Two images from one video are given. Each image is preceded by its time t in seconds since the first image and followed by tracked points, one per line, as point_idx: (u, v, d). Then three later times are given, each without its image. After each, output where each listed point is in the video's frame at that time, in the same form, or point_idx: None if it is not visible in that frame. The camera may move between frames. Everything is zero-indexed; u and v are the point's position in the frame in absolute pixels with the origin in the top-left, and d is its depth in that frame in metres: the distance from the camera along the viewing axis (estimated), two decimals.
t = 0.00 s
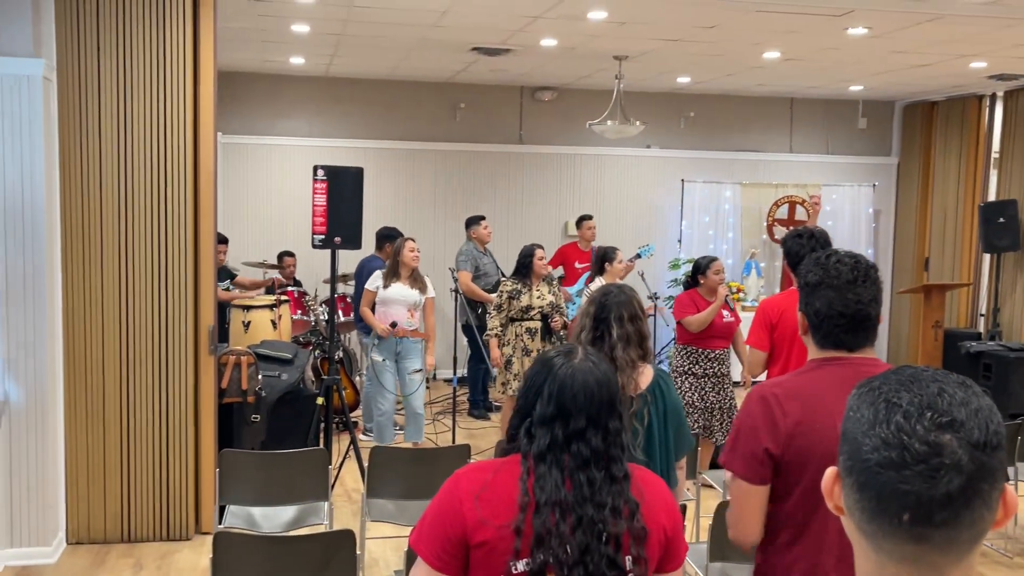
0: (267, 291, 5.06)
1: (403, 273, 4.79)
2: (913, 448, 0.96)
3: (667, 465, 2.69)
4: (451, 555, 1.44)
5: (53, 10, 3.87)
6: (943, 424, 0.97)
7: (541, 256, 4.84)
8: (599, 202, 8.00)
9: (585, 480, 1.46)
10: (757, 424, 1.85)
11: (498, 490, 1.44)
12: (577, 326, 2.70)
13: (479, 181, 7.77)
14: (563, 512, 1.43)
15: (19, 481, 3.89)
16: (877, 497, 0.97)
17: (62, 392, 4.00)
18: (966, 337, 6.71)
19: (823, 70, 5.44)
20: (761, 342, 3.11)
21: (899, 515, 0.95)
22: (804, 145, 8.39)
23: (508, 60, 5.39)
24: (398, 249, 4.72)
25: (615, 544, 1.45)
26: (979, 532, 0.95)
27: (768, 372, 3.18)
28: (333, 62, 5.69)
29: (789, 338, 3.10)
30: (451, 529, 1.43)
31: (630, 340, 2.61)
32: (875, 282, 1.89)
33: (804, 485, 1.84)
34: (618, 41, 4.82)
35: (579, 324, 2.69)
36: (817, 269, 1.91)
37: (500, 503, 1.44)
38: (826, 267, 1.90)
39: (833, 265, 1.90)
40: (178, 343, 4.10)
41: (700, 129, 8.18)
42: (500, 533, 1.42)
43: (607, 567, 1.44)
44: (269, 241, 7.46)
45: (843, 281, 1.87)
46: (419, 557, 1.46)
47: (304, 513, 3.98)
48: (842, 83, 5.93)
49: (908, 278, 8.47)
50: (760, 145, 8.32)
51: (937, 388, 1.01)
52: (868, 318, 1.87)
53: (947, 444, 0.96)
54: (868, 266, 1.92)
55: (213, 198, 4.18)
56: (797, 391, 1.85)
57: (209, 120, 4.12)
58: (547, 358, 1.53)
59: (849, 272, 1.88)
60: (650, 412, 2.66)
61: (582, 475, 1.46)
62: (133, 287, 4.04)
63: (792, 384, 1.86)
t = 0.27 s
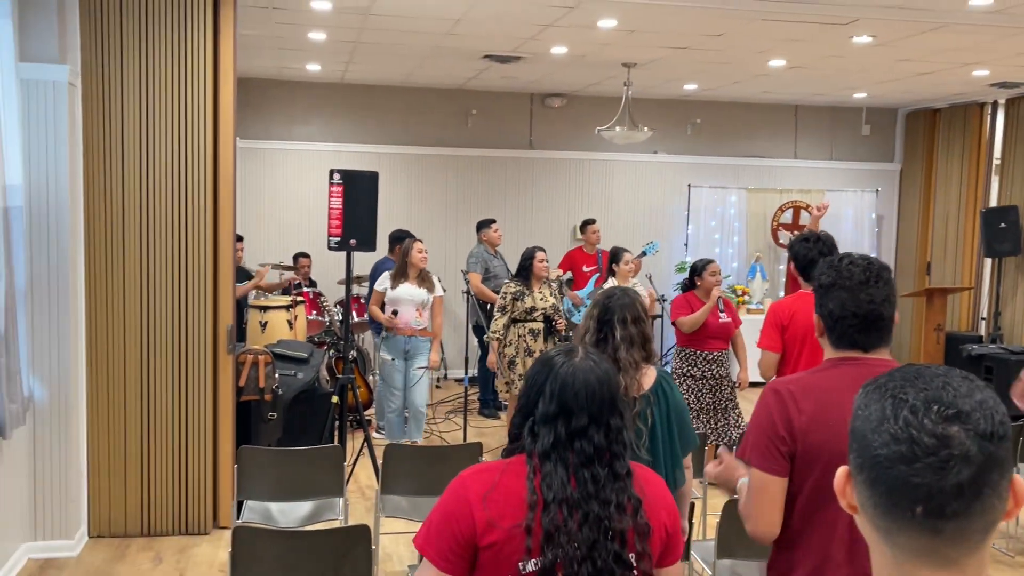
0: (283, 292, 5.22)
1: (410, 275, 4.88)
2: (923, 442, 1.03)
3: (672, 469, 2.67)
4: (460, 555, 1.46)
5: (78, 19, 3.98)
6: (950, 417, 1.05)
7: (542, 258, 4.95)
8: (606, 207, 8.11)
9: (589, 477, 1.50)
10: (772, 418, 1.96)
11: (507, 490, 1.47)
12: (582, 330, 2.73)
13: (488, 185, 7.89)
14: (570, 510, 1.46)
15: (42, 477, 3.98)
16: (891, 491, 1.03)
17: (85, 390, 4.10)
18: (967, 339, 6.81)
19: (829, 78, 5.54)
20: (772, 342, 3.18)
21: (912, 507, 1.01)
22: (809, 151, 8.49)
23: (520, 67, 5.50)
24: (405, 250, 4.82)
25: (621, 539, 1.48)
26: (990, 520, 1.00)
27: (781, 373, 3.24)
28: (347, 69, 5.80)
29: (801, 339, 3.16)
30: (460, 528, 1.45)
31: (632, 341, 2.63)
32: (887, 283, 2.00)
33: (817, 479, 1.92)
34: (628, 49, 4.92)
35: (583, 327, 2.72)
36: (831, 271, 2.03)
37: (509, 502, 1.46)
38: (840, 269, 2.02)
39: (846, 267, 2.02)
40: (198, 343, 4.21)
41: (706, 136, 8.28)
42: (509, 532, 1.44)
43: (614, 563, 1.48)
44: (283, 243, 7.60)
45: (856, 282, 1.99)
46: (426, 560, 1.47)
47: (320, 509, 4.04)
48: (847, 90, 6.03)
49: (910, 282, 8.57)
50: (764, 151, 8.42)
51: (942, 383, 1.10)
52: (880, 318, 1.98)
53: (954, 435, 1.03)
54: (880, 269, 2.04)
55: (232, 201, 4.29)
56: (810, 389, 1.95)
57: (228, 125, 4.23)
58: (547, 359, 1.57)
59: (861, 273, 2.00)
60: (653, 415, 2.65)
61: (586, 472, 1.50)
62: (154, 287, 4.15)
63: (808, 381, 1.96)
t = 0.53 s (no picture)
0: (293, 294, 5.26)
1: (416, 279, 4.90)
2: (960, 445, 1.01)
3: (658, 473, 2.54)
4: (442, 558, 1.44)
5: (92, 21, 3.99)
6: (986, 419, 1.03)
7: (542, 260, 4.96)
8: (613, 210, 8.15)
9: (573, 480, 1.48)
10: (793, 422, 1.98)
11: (492, 493, 1.46)
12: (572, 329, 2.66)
13: (496, 189, 7.93)
14: (554, 513, 1.45)
15: (55, 478, 3.99)
16: (928, 496, 1.01)
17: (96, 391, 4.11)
18: (975, 343, 6.84)
19: (837, 82, 5.56)
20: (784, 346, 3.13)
21: (950, 511, 0.99)
22: (816, 155, 8.52)
23: (529, 71, 5.53)
24: (416, 252, 4.86)
25: (604, 544, 1.46)
26: None
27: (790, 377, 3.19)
28: (358, 72, 5.83)
29: (812, 342, 3.12)
30: (443, 531, 1.44)
31: (618, 341, 2.52)
32: (906, 286, 2.00)
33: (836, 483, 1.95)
34: (637, 53, 4.95)
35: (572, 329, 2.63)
36: (850, 273, 2.06)
37: (493, 504, 1.45)
38: (858, 271, 2.04)
39: (863, 269, 2.04)
40: (209, 343, 4.23)
41: (714, 140, 8.31)
42: (493, 537, 1.43)
43: (598, 568, 1.46)
44: (294, 245, 7.64)
45: (871, 283, 2.00)
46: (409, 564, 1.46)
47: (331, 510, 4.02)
48: (854, 94, 6.06)
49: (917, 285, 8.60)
50: (771, 155, 8.44)
51: (974, 384, 1.08)
52: (897, 318, 1.99)
53: (993, 438, 1.01)
54: (902, 272, 2.03)
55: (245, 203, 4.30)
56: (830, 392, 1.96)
57: (241, 127, 4.24)
58: (532, 360, 1.57)
59: (877, 274, 2.01)
60: (638, 416, 2.52)
61: (570, 475, 1.48)
62: (167, 288, 4.17)
63: (829, 385, 1.98)
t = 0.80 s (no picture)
0: (296, 298, 5.30)
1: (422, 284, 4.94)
2: (980, 446, 0.94)
3: (638, 479, 2.47)
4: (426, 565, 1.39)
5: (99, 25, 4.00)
6: (1010, 418, 0.95)
7: (543, 265, 4.99)
8: (615, 215, 8.18)
9: (558, 482, 1.42)
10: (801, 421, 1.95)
11: (476, 498, 1.41)
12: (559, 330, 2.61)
13: (499, 193, 7.95)
14: (539, 517, 1.39)
15: (60, 481, 3.99)
16: (946, 498, 0.94)
17: (101, 394, 4.11)
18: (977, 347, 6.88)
19: (838, 86, 5.59)
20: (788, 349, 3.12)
21: (967, 512, 0.92)
22: (818, 160, 8.55)
23: (532, 75, 5.56)
24: (421, 258, 4.88)
25: (590, 548, 1.41)
26: None
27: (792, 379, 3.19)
28: (362, 76, 5.86)
29: (813, 347, 3.12)
30: (428, 537, 1.39)
31: (603, 344, 2.47)
32: (914, 286, 1.98)
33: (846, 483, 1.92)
34: (639, 57, 4.98)
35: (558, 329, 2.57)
36: (858, 275, 2.05)
37: (477, 510, 1.40)
38: (866, 272, 2.04)
39: (872, 271, 2.03)
40: (214, 346, 4.23)
41: (716, 144, 8.35)
42: (477, 543, 1.38)
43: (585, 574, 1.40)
44: (298, 249, 7.66)
45: (879, 283, 2.00)
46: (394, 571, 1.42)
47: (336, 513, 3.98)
48: (855, 99, 6.09)
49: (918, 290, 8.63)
50: (773, 159, 8.48)
51: (999, 379, 1.00)
52: (904, 319, 1.98)
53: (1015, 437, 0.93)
54: (910, 273, 2.03)
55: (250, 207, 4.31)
56: (837, 390, 1.95)
57: (247, 131, 4.25)
58: (517, 362, 1.53)
59: (885, 275, 2.00)
60: (620, 420, 2.46)
61: (555, 479, 1.43)
62: (172, 292, 4.17)
63: (839, 385, 1.96)
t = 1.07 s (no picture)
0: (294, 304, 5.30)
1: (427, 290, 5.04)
2: (1000, 447, 0.93)
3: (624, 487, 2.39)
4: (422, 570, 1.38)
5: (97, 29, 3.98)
6: None
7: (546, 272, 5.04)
8: (612, 221, 8.19)
9: (554, 485, 1.40)
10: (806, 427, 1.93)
11: (472, 504, 1.39)
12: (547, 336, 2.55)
13: (496, 200, 7.96)
14: (534, 521, 1.37)
15: (57, 489, 3.96)
16: (965, 497, 0.93)
17: (98, 400, 4.09)
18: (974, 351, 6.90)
19: (833, 92, 5.62)
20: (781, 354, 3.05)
21: (985, 512, 0.91)
22: (814, 166, 8.59)
23: (530, 81, 5.58)
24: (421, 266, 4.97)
25: (587, 550, 1.39)
26: None
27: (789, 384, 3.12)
28: (358, 82, 5.87)
29: (809, 352, 3.03)
30: (423, 543, 1.38)
31: (588, 348, 2.40)
32: (919, 286, 1.94)
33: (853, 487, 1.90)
34: (636, 63, 4.99)
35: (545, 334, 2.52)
36: (862, 276, 2.00)
37: (473, 515, 1.38)
38: (870, 273, 1.99)
39: (875, 272, 1.98)
40: (212, 352, 4.21)
41: (712, 150, 8.37)
42: (473, 548, 1.37)
43: None
44: (295, 256, 7.65)
45: (883, 284, 1.95)
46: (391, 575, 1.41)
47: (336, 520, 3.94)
48: (852, 104, 6.11)
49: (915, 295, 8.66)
50: (769, 165, 8.51)
51: None
52: (910, 319, 1.93)
53: None
54: (914, 273, 1.98)
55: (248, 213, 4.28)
56: (850, 397, 1.90)
57: (245, 137, 4.23)
58: (513, 362, 1.49)
59: (889, 275, 1.96)
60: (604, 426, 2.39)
61: (551, 481, 1.40)
62: (170, 298, 4.15)
63: (849, 389, 1.91)
